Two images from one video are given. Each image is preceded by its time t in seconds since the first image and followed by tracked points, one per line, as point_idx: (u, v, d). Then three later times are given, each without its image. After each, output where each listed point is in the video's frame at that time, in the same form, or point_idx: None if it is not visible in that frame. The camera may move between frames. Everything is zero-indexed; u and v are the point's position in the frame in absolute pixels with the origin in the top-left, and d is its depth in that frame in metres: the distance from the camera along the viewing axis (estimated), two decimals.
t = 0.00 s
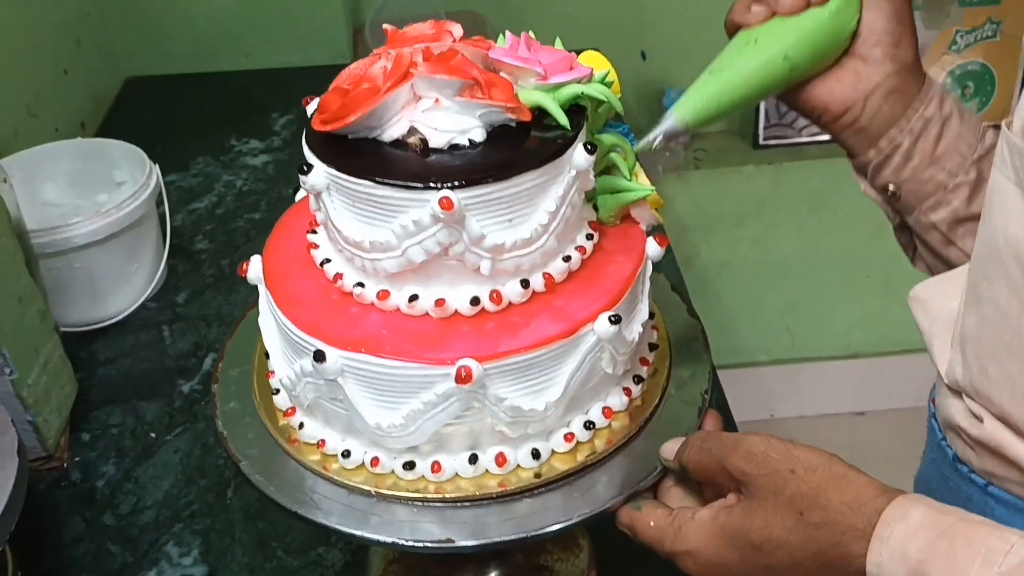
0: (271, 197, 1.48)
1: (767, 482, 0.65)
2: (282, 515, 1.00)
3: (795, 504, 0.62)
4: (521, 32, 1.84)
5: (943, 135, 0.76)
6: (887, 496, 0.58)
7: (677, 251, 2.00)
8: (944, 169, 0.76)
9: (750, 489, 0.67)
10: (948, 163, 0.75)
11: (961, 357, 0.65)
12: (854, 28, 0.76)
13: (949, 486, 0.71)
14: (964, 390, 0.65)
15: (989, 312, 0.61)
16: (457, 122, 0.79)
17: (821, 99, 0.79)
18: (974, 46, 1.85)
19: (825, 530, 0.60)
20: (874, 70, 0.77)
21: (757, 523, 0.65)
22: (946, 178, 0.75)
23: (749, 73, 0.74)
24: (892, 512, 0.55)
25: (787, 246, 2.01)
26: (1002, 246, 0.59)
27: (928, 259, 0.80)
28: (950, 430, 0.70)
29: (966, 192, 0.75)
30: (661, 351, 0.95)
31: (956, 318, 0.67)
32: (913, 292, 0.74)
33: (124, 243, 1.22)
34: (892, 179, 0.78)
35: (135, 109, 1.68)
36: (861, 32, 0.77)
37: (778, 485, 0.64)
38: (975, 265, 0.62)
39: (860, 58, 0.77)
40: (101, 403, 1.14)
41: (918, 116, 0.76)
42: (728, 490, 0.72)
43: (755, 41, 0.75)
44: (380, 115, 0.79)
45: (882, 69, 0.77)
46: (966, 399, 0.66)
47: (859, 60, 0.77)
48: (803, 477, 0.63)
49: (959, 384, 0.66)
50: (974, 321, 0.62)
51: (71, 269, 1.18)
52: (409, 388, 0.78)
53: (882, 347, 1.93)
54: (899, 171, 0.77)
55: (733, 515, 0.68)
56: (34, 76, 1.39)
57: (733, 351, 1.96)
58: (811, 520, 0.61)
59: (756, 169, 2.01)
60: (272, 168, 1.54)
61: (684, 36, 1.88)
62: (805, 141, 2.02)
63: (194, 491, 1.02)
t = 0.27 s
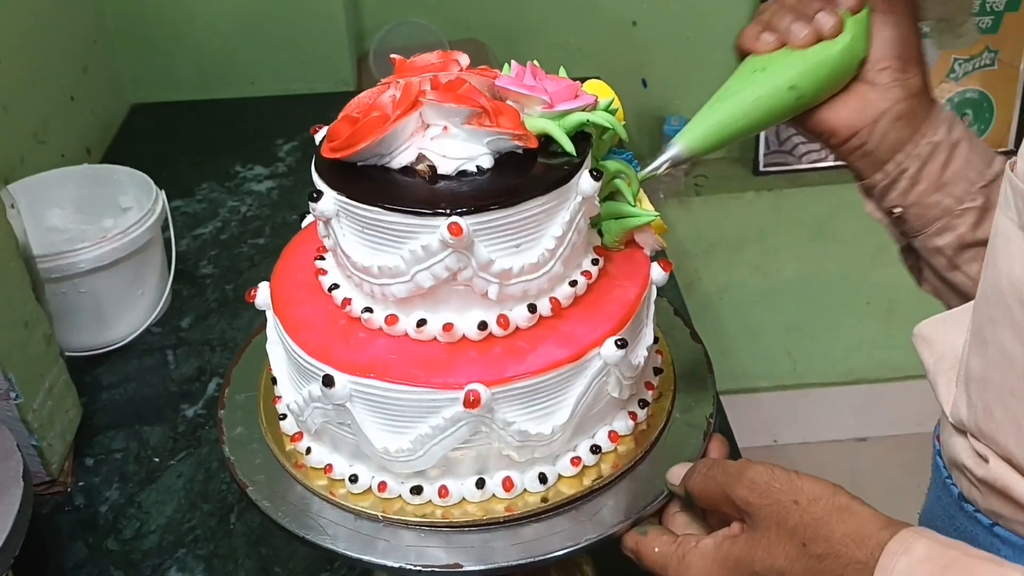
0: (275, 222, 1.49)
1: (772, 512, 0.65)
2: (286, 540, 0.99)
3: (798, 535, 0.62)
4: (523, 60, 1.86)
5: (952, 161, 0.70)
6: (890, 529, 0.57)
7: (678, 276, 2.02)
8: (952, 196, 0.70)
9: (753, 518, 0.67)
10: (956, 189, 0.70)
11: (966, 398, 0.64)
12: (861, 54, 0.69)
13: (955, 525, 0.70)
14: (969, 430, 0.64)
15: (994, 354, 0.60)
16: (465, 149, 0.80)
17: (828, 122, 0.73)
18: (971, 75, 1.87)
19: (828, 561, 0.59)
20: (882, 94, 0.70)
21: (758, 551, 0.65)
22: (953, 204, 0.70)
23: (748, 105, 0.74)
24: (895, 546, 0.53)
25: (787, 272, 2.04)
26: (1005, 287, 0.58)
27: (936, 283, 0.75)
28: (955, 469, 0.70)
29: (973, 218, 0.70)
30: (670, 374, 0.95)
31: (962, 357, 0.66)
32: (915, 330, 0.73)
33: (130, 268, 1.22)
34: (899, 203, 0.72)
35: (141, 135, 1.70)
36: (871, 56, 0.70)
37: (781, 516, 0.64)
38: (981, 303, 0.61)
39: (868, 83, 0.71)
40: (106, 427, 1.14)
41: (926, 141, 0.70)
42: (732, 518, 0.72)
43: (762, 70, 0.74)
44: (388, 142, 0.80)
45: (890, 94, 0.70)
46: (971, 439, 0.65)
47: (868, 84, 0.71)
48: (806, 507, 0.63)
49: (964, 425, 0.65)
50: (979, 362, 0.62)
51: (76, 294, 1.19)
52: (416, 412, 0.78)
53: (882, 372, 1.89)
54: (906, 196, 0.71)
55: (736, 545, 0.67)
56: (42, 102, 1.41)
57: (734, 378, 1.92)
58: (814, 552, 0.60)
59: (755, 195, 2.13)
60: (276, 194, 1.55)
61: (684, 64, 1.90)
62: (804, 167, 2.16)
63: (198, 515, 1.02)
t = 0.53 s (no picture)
0: (277, 232, 1.49)
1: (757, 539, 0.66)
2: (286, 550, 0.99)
3: (781, 563, 0.63)
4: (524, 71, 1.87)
5: (963, 150, 0.72)
6: (872, 554, 0.57)
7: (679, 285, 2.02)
8: (963, 182, 0.72)
9: (732, 547, 0.69)
10: (967, 176, 0.72)
11: (962, 397, 0.65)
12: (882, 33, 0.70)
13: (949, 527, 0.70)
14: (964, 430, 0.65)
15: (991, 356, 0.60)
16: (456, 161, 0.80)
17: (845, 104, 0.73)
18: (971, 85, 1.88)
19: None
20: (901, 78, 0.71)
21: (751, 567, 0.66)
22: (964, 191, 0.72)
23: (775, 76, 0.70)
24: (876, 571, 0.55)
25: (788, 281, 2.03)
26: (1005, 291, 0.58)
27: (939, 273, 0.78)
28: (950, 470, 0.70)
29: (984, 206, 0.72)
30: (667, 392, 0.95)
31: (958, 358, 0.66)
32: (914, 331, 0.74)
33: (132, 277, 1.23)
34: (911, 190, 0.74)
35: (143, 144, 1.70)
36: (892, 34, 0.71)
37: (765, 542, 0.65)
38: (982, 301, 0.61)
39: (886, 65, 0.72)
40: (107, 436, 1.14)
41: (940, 127, 0.72)
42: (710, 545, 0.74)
43: (783, 43, 0.70)
44: (382, 150, 0.81)
45: (909, 77, 0.71)
46: (966, 438, 0.65)
47: (884, 67, 0.72)
48: (787, 535, 0.64)
49: (959, 425, 0.65)
50: (976, 363, 0.62)
51: (79, 303, 1.19)
52: (392, 418, 0.79)
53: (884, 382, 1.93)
54: (918, 182, 0.74)
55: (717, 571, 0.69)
56: (45, 112, 1.41)
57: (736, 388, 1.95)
58: None
59: (755, 205, 2.08)
60: (278, 204, 1.56)
61: (685, 74, 1.91)
62: (804, 177, 2.10)
63: (199, 525, 1.02)
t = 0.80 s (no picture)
0: (277, 235, 1.49)
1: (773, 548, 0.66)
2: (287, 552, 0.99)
3: (803, 568, 0.63)
4: (523, 75, 1.87)
5: (929, 156, 0.81)
6: (898, 557, 0.58)
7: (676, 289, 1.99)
8: (929, 191, 0.81)
9: (753, 555, 0.68)
10: (933, 184, 0.81)
11: (977, 405, 0.65)
12: (841, 48, 0.82)
13: (967, 534, 0.72)
14: (980, 438, 0.65)
15: (1009, 364, 0.60)
16: (441, 163, 0.80)
17: (807, 118, 0.85)
18: (969, 89, 1.89)
19: None
20: (859, 90, 0.83)
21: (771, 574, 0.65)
22: (932, 200, 0.81)
23: (737, 95, 0.79)
24: None
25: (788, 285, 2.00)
26: None
27: (906, 275, 0.86)
28: (965, 477, 0.71)
29: (950, 212, 0.80)
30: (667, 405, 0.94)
31: (971, 363, 0.66)
32: (920, 331, 0.72)
33: (132, 280, 1.23)
34: (877, 201, 0.83)
35: (143, 148, 1.71)
36: (849, 53, 0.83)
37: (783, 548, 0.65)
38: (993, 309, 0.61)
39: (846, 79, 0.84)
40: (107, 439, 1.14)
41: (905, 136, 0.82)
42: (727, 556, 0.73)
43: (741, 63, 0.79)
44: (374, 145, 0.82)
45: (868, 89, 0.83)
46: (983, 446, 0.65)
47: (845, 81, 0.84)
48: (809, 541, 0.64)
49: (974, 432, 0.65)
50: (992, 369, 0.62)
51: (79, 306, 1.19)
52: (358, 409, 0.81)
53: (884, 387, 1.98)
54: (884, 193, 0.82)
55: None
56: (45, 116, 1.41)
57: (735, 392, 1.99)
58: None
59: (755, 210, 1.98)
60: (278, 207, 1.56)
61: (684, 79, 1.92)
62: (803, 182, 2.00)
63: (199, 527, 1.02)
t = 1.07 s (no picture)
0: (275, 237, 1.49)
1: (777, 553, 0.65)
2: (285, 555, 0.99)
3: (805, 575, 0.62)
4: (522, 77, 1.87)
5: (939, 151, 0.74)
6: (898, 566, 0.57)
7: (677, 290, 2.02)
8: (938, 187, 0.73)
9: (755, 560, 0.68)
10: (942, 180, 0.73)
11: (984, 412, 0.66)
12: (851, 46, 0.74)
13: (973, 541, 0.72)
14: (987, 445, 0.66)
15: (1015, 372, 0.61)
16: (440, 166, 0.80)
17: (816, 114, 0.77)
18: (968, 91, 1.89)
19: None
20: (867, 86, 0.75)
21: None
22: (940, 195, 0.73)
23: (745, 96, 0.75)
24: None
25: (787, 287, 2.04)
26: None
27: (913, 271, 0.80)
28: (972, 484, 0.72)
29: (960, 209, 0.73)
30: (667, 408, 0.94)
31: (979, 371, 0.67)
32: (925, 340, 0.74)
33: (130, 282, 1.23)
34: (886, 196, 0.75)
35: (142, 150, 1.71)
36: (860, 49, 0.75)
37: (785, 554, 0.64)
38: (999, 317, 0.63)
39: (855, 74, 0.75)
40: (105, 442, 1.14)
41: (915, 133, 0.74)
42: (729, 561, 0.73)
43: (753, 62, 0.75)
44: (372, 149, 0.82)
45: (878, 85, 0.74)
46: (990, 455, 0.67)
47: (853, 76, 0.75)
48: (810, 547, 0.63)
49: (981, 440, 0.66)
50: (998, 377, 0.63)
51: (77, 308, 1.19)
52: (357, 413, 0.81)
53: (883, 387, 1.94)
54: (893, 188, 0.75)
55: None
56: (43, 118, 1.41)
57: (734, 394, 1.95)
58: None
59: (753, 211, 2.09)
60: (276, 209, 1.56)
61: (682, 81, 1.92)
62: (802, 184, 2.13)
63: (196, 530, 1.02)
